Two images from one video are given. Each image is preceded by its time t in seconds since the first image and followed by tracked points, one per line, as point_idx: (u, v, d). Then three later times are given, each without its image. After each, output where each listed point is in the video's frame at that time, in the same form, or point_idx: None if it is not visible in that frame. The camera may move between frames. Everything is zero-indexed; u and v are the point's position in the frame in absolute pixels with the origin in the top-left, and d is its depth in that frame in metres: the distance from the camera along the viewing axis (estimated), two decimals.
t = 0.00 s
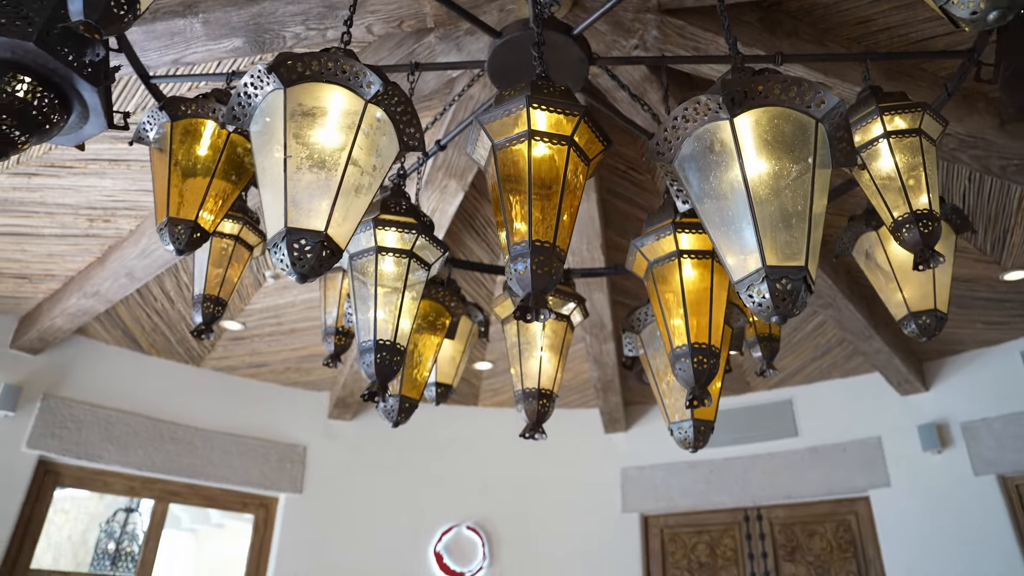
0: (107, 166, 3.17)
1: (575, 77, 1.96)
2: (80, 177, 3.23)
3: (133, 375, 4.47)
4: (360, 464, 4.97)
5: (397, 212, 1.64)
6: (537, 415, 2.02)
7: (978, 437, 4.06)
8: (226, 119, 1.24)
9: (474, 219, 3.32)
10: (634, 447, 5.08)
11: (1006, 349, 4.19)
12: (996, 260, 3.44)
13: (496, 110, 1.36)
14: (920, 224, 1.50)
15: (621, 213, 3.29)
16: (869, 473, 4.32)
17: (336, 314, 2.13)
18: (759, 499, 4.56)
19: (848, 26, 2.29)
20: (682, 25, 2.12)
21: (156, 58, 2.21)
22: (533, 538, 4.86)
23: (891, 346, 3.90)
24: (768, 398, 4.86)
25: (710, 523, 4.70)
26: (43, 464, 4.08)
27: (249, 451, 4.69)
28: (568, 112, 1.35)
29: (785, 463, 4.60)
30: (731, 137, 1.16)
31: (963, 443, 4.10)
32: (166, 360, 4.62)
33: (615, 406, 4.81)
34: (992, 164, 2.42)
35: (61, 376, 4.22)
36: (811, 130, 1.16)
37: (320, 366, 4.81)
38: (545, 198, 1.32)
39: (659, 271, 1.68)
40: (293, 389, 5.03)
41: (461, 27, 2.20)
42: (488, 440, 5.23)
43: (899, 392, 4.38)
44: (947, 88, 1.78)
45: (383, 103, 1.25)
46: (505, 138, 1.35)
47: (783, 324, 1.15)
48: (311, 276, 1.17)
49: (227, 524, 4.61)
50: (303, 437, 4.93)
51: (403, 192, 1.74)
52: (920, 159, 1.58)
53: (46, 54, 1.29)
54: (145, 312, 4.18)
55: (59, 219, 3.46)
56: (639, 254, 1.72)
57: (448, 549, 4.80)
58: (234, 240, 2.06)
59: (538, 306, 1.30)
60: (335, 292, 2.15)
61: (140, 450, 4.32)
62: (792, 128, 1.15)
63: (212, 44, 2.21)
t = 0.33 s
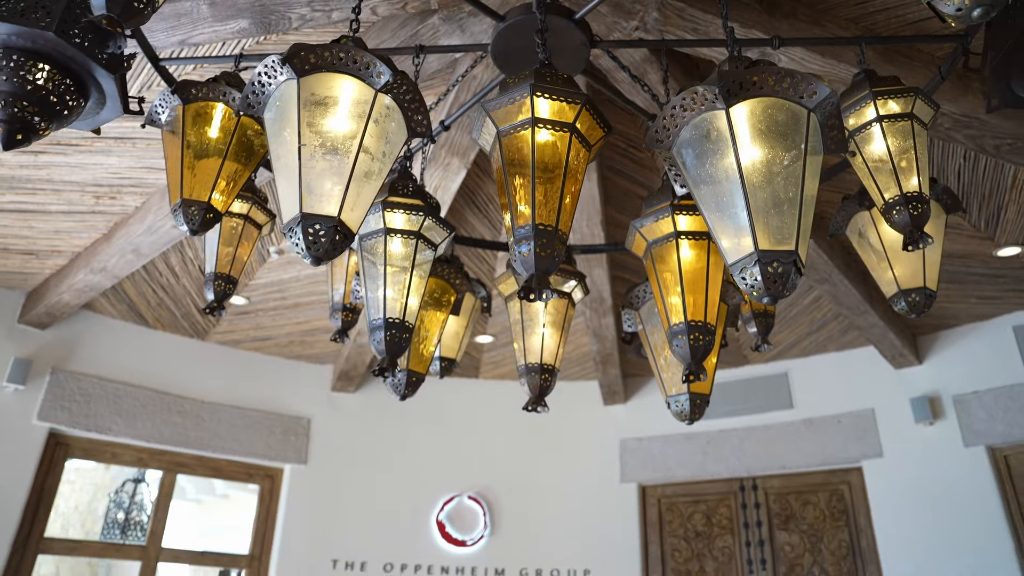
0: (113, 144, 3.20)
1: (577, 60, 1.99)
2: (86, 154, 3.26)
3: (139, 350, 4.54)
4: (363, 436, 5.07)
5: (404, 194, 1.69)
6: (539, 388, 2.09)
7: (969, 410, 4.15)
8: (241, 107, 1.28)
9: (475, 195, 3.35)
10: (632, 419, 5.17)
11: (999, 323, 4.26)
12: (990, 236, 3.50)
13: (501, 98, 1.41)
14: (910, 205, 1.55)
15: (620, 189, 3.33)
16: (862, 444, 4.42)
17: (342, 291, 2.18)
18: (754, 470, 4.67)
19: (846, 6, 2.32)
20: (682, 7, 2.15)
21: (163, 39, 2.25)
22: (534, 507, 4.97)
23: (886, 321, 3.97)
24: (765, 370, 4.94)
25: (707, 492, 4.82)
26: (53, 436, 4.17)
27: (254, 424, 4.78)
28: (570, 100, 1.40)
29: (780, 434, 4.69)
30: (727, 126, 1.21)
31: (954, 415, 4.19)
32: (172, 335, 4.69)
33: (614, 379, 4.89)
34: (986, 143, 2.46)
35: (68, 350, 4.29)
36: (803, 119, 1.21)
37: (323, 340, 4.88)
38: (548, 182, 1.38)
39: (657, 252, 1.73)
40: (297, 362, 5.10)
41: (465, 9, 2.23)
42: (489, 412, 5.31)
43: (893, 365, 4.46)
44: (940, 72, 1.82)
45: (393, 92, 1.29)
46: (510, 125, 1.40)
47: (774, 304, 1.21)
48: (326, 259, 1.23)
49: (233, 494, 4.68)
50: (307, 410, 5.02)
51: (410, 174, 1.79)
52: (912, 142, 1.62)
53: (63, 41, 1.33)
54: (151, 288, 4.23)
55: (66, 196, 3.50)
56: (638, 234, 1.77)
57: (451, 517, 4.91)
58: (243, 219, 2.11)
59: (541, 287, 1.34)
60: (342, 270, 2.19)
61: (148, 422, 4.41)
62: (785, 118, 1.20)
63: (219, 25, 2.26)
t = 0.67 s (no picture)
0: (117, 119, 3.22)
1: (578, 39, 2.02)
2: (90, 130, 3.29)
3: (144, 322, 4.61)
4: (366, 406, 5.15)
5: (411, 173, 1.76)
6: (540, 360, 2.14)
7: (961, 380, 4.24)
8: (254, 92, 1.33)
9: (476, 169, 3.39)
10: (630, 388, 5.25)
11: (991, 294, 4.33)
12: (984, 210, 3.55)
13: (505, 82, 1.45)
14: (900, 184, 1.60)
15: (620, 163, 3.36)
16: (855, 413, 4.52)
17: (348, 265, 2.23)
18: (750, 439, 4.77)
19: None
20: None
21: (167, 16, 2.27)
22: (533, 475, 5.08)
23: (880, 292, 4.04)
24: (761, 340, 5.00)
25: (704, 460, 4.93)
26: (62, 408, 4.26)
27: (259, 394, 4.86)
28: (571, 84, 1.45)
29: (775, 403, 4.78)
30: (722, 110, 1.26)
31: (945, 385, 4.29)
32: (176, 307, 4.75)
33: (613, 349, 4.95)
34: (979, 120, 2.50)
35: (75, 323, 4.36)
36: (796, 104, 1.26)
37: (325, 312, 4.94)
38: (550, 164, 1.42)
39: (655, 229, 1.78)
40: (299, 333, 5.16)
41: None
42: (490, 381, 5.38)
43: (887, 336, 4.54)
44: (934, 50, 1.85)
45: (400, 77, 1.34)
46: (513, 108, 1.45)
47: (766, 282, 1.27)
48: (337, 239, 1.29)
49: (236, 463, 4.78)
50: (310, 380, 5.09)
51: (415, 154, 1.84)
52: (903, 123, 1.66)
53: (77, 28, 1.37)
54: (155, 261, 4.28)
55: (70, 170, 3.53)
56: (637, 212, 1.82)
57: (452, 485, 5.02)
58: (250, 196, 2.16)
59: (544, 265, 1.40)
60: (347, 245, 2.23)
61: (154, 393, 4.49)
62: (779, 103, 1.25)
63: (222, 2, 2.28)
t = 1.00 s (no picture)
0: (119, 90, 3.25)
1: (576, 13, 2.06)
2: (92, 100, 3.32)
3: (147, 290, 4.68)
4: (367, 372, 5.24)
5: (414, 147, 1.82)
6: (539, 326, 2.23)
7: (949, 346, 4.34)
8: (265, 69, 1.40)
9: (475, 138, 3.43)
10: (626, 353, 5.34)
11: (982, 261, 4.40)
12: (974, 180, 3.61)
13: (506, 60, 1.51)
14: (885, 157, 1.67)
15: (617, 132, 3.40)
16: (846, 378, 4.63)
17: (351, 234, 2.29)
18: (743, 403, 4.89)
19: None
20: None
21: None
22: (531, 439, 5.20)
23: (872, 260, 4.12)
24: (755, 307, 5.08)
25: (698, 424, 5.05)
26: (69, 374, 4.36)
27: (261, 360, 4.95)
28: (570, 62, 1.51)
29: (768, 369, 4.89)
30: (712, 89, 1.33)
31: (934, 351, 4.40)
32: (178, 275, 4.81)
33: (609, 316, 5.03)
34: (969, 92, 2.56)
35: (79, 291, 4.43)
36: (782, 83, 1.33)
37: (326, 279, 5.00)
38: (550, 139, 1.49)
39: (649, 200, 1.84)
40: (300, 300, 5.23)
41: None
42: (488, 347, 5.47)
43: (879, 304, 4.63)
44: (923, 26, 1.90)
45: (404, 56, 1.40)
46: (513, 86, 1.51)
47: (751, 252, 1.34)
48: (347, 211, 1.37)
49: (237, 429, 4.88)
50: (311, 346, 5.17)
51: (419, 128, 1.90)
52: (889, 98, 1.72)
53: (93, 7, 1.43)
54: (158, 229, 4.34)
55: (73, 141, 3.58)
56: (632, 184, 1.88)
57: (452, 449, 5.14)
58: (256, 167, 2.22)
59: (543, 236, 1.47)
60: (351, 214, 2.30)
61: (158, 360, 4.58)
62: (766, 81, 1.32)
63: None
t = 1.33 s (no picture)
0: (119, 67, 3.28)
1: None
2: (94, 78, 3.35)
3: (149, 265, 4.74)
4: (367, 346, 5.31)
5: (415, 127, 1.87)
6: (536, 300, 2.30)
7: (940, 321, 4.43)
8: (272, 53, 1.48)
9: (474, 115, 3.47)
10: (622, 327, 5.41)
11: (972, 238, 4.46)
12: (966, 157, 3.67)
13: (505, 46, 1.57)
14: (869, 138, 1.74)
15: (614, 110, 3.44)
16: (838, 352, 4.72)
17: (354, 211, 2.34)
18: (737, 377, 4.98)
19: None
20: None
21: None
22: (529, 411, 5.30)
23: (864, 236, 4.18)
24: (750, 282, 5.14)
25: (693, 397, 5.14)
26: (74, 349, 4.43)
27: (263, 334, 5.02)
28: (566, 47, 1.56)
29: (762, 343, 4.97)
30: (701, 73, 1.40)
31: (925, 325, 4.48)
32: (179, 250, 4.87)
33: (606, 290, 5.10)
34: (960, 71, 2.60)
35: (82, 267, 4.49)
36: (768, 68, 1.40)
37: (325, 254, 5.05)
38: (547, 121, 1.55)
39: (643, 180, 1.90)
40: (300, 275, 5.28)
41: None
42: (486, 321, 5.53)
43: (871, 279, 4.70)
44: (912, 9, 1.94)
45: (406, 41, 1.47)
46: (512, 71, 1.57)
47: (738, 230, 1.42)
48: (351, 190, 1.44)
49: (238, 403, 4.96)
50: (312, 320, 5.24)
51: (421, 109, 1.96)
52: (875, 80, 1.78)
53: None
54: (159, 206, 4.38)
55: (75, 118, 3.61)
56: (626, 164, 1.94)
57: (451, 421, 5.23)
58: (260, 145, 2.27)
59: (541, 215, 1.55)
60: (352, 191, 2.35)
61: (161, 334, 4.65)
62: (752, 66, 1.40)
63: None
